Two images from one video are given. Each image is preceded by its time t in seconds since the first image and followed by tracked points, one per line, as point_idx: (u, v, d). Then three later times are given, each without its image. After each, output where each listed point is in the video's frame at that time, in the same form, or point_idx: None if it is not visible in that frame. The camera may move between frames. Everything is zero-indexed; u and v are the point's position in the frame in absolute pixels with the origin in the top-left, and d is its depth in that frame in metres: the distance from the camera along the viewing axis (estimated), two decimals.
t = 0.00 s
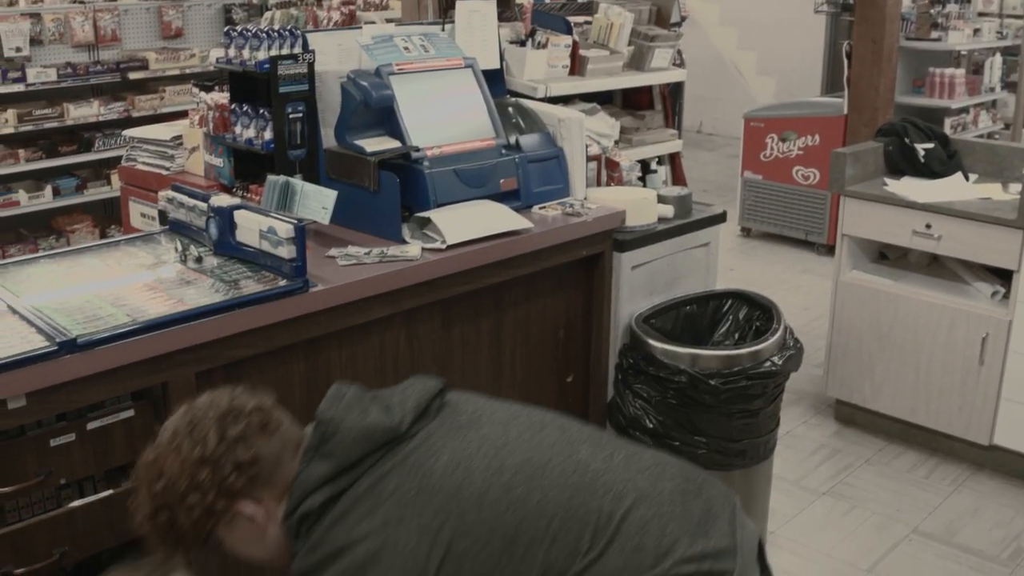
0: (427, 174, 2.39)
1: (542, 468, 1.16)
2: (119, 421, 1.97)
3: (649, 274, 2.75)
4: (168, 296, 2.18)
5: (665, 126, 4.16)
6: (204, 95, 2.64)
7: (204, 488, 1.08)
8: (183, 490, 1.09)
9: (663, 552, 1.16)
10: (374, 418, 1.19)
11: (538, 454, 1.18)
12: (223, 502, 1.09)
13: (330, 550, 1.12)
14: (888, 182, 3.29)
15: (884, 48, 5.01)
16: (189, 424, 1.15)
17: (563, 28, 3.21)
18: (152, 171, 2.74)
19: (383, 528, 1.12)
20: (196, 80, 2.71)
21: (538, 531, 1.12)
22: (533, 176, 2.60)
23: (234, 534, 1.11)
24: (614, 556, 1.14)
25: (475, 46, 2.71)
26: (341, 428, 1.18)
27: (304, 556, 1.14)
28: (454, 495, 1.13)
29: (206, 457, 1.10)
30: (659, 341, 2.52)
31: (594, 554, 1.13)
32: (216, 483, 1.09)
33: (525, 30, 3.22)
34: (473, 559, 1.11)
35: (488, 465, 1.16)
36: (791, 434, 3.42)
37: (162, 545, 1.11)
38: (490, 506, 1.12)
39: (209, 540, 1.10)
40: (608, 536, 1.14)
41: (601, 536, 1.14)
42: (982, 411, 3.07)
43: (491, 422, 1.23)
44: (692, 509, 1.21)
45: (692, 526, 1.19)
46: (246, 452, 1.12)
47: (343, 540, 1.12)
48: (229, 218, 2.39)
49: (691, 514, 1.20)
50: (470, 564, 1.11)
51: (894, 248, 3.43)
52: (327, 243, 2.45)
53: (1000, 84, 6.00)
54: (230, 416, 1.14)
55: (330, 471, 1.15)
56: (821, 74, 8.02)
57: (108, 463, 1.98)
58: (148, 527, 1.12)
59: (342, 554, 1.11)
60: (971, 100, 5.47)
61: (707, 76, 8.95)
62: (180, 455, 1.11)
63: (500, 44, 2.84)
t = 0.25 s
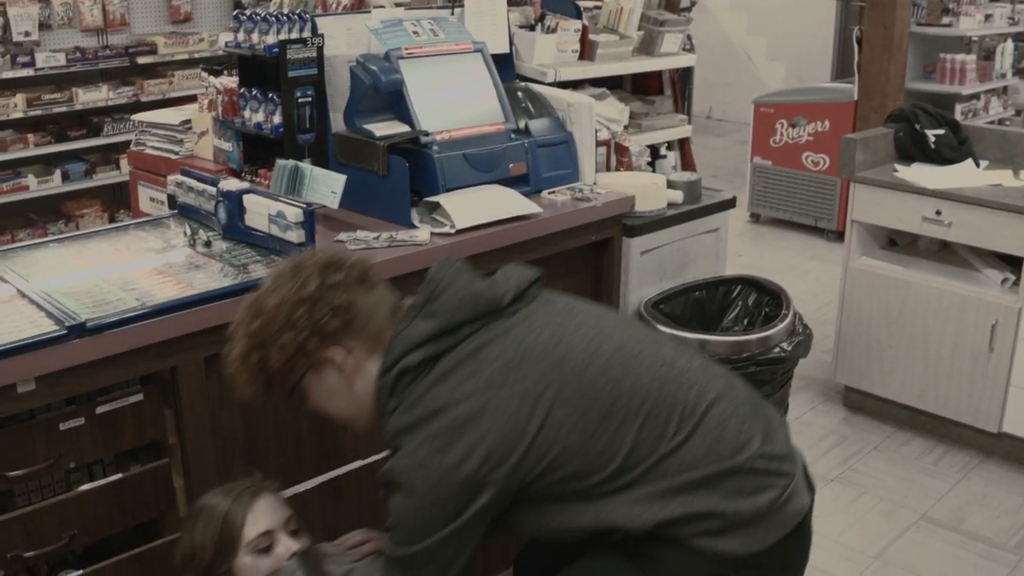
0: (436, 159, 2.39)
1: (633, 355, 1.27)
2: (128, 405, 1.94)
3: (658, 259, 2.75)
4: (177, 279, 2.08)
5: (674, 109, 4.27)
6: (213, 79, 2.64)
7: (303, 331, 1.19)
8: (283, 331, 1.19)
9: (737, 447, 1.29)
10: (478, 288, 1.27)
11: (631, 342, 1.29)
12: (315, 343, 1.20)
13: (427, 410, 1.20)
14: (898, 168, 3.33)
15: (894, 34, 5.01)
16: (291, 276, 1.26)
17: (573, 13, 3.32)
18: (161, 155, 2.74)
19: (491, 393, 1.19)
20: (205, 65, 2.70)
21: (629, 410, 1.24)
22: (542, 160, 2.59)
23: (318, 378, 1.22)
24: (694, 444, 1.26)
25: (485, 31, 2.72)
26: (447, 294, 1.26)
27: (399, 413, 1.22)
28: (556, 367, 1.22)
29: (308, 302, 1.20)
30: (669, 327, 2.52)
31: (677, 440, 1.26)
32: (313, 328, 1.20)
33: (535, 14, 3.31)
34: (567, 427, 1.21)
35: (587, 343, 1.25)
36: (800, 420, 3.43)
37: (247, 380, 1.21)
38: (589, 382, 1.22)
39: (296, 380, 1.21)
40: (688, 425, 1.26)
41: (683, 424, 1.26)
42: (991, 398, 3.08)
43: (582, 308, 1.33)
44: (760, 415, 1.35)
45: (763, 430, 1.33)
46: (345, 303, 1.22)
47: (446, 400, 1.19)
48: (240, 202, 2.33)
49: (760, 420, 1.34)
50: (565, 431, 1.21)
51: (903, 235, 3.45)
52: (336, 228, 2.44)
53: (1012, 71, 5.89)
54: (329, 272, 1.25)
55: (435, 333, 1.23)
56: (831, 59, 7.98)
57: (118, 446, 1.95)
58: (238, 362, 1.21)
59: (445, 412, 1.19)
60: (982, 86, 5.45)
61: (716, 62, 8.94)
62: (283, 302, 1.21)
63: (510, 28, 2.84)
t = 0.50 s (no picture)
0: (441, 148, 2.38)
1: (699, 293, 1.35)
2: (133, 394, 1.92)
3: (663, 249, 2.74)
4: (182, 269, 2.04)
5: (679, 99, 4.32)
6: (218, 69, 2.64)
7: (393, 247, 1.28)
8: (373, 246, 1.28)
9: (792, 393, 1.37)
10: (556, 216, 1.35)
11: (696, 284, 1.37)
12: (402, 258, 1.29)
13: (504, 323, 1.27)
14: (903, 158, 3.37)
15: (900, 24, 5.14)
16: (383, 200, 1.35)
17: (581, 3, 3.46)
18: (166, 145, 2.74)
19: (567, 307, 1.26)
20: (210, 54, 2.71)
21: (695, 341, 1.32)
22: (547, 150, 2.59)
23: (402, 295, 1.31)
24: (753, 382, 1.34)
25: (490, 20, 2.73)
26: (526, 222, 1.34)
27: (476, 328, 1.30)
28: (629, 290, 1.29)
29: (401, 221, 1.30)
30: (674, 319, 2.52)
31: (739, 376, 1.34)
32: (403, 246, 1.29)
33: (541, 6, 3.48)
34: (638, 347, 1.28)
35: (657, 275, 1.34)
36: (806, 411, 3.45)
37: (338, 293, 1.31)
38: (659, 309, 1.30)
39: (383, 295, 1.30)
40: (748, 363, 1.35)
41: (743, 363, 1.34)
42: (997, 389, 3.11)
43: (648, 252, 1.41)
44: (809, 373, 1.44)
45: (812, 385, 1.42)
46: (432, 226, 1.32)
47: (524, 312, 1.27)
48: (244, 192, 2.27)
49: (809, 376, 1.43)
50: (635, 351, 1.28)
51: (909, 225, 3.49)
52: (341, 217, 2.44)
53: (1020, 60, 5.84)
54: (419, 198, 1.35)
55: (513, 252, 1.31)
56: (837, 49, 7.95)
57: (123, 435, 1.94)
58: (332, 275, 1.31)
59: (521, 324, 1.26)
60: (989, 77, 5.45)
61: (722, 52, 8.92)
62: (376, 220, 1.30)
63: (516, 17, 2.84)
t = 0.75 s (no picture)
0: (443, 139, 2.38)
1: (739, 238, 1.41)
2: (136, 384, 1.92)
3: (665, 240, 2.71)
4: (183, 260, 2.02)
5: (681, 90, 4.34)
6: (220, 59, 2.63)
7: (450, 167, 1.42)
8: (433, 167, 1.44)
9: (817, 349, 1.41)
10: (610, 151, 1.44)
11: (740, 233, 1.43)
12: (456, 179, 1.42)
13: (545, 240, 1.36)
14: (906, 150, 3.38)
15: (904, 14, 5.01)
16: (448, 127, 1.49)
17: None
18: (167, 135, 2.75)
19: (606, 229, 1.35)
20: (212, 45, 2.71)
21: (726, 279, 1.37)
22: (551, 140, 2.58)
23: (459, 214, 1.45)
24: (779, 330, 1.39)
25: (492, 11, 2.74)
26: (579, 148, 1.43)
27: (522, 244, 1.39)
28: (666, 222, 1.37)
29: (459, 144, 1.44)
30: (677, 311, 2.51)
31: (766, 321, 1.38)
32: (458, 166, 1.43)
33: None
34: (667, 276, 1.35)
35: (699, 217, 1.41)
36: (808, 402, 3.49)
37: (404, 212, 1.47)
38: (693, 243, 1.36)
39: (443, 213, 1.45)
40: (776, 310, 1.39)
41: (773, 311, 1.39)
42: (1000, 380, 3.16)
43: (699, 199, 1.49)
44: (843, 339, 1.47)
45: (842, 349, 1.45)
46: (488, 148, 1.45)
47: (563, 231, 1.35)
48: (246, 183, 2.23)
49: (841, 341, 1.46)
50: (664, 278, 1.35)
51: (911, 216, 3.52)
52: (343, 207, 2.43)
53: None
54: (479, 126, 1.47)
55: (561, 176, 1.39)
56: (840, 39, 7.93)
57: (125, 426, 1.93)
58: (401, 196, 1.48)
59: (561, 241, 1.35)
60: (993, 68, 5.44)
61: (725, 43, 8.91)
62: (437, 145, 1.45)
63: (518, 8, 2.85)
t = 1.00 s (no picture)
0: (443, 131, 2.38)
1: (729, 247, 1.28)
2: (136, 376, 1.91)
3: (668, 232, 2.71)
4: (184, 252, 2.02)
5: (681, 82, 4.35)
6: (220, 51, 2.62)
7: (499, 161, 1.39)
8: (486, 158, 1.41)
9: (791, 383, 1.25)
10: (625, 146, 1.37)
11: (737, 244, 1.29)
12: (508, 178, 1.39)
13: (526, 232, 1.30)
14: (907, 142, 3.38)
15: (905, 6, 4.96)
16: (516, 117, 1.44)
17: None
18: (167, 127, 2.74)
19: (576, 227, 1.27)
20: (212, 37, 2.71)
21: (688, 293, 1.24)
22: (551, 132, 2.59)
23: (507, 210, 1.42)
24: (744, 355, 1.24)
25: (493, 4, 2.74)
26: (598, 142, 1.37)
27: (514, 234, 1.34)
28: (641, 223, 1.27)
29: (516, 139, 1.40)
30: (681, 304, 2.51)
31: (729, 345, 1.24)
32: (508, 162, 1.39)
33: None
34: (625, 283, 1.25)
35: (685, 221, 1.29)
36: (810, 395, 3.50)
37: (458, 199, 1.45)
38: (662, 249, 1.25)
39: (494, 206, 1.43)
40: (746, 332, 1.24)
41: (750, 336, 1.24)
42: (1001, 372, 3.20)
43: (715, 201, 1.37)
44: (847, 372, 1.28)
45: (835, 387, 1.26)
46: (546, 144, 1.40)
47: (539, 225, 1.29)
48: (246, 174, 2.22)
49: (839, 375, 1.27)
50: (618, 285, 1.25)
51: (912, 208, 3.54)
52: (345, 199, 2.43)
53: None
54: (542, 119, 1.42)
55: (573, 169, 1.34)
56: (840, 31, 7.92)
57: (125, 418, 1.93)
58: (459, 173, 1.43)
59: (533, 236, 1.28)
60: (993, 60, 5.44)
61: (725, 35, 8.89)
62: (496, 135, 1.41)
63: None
